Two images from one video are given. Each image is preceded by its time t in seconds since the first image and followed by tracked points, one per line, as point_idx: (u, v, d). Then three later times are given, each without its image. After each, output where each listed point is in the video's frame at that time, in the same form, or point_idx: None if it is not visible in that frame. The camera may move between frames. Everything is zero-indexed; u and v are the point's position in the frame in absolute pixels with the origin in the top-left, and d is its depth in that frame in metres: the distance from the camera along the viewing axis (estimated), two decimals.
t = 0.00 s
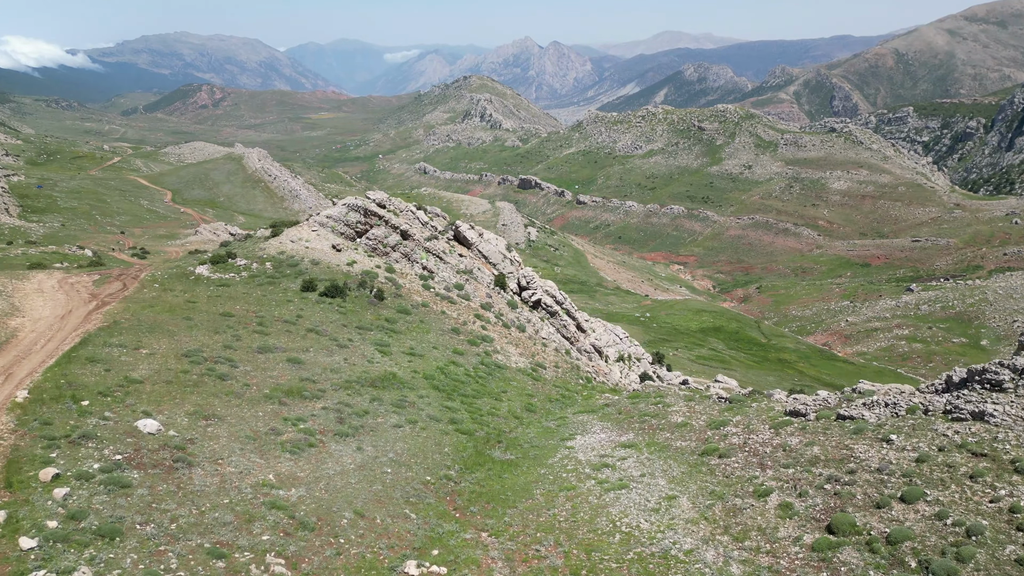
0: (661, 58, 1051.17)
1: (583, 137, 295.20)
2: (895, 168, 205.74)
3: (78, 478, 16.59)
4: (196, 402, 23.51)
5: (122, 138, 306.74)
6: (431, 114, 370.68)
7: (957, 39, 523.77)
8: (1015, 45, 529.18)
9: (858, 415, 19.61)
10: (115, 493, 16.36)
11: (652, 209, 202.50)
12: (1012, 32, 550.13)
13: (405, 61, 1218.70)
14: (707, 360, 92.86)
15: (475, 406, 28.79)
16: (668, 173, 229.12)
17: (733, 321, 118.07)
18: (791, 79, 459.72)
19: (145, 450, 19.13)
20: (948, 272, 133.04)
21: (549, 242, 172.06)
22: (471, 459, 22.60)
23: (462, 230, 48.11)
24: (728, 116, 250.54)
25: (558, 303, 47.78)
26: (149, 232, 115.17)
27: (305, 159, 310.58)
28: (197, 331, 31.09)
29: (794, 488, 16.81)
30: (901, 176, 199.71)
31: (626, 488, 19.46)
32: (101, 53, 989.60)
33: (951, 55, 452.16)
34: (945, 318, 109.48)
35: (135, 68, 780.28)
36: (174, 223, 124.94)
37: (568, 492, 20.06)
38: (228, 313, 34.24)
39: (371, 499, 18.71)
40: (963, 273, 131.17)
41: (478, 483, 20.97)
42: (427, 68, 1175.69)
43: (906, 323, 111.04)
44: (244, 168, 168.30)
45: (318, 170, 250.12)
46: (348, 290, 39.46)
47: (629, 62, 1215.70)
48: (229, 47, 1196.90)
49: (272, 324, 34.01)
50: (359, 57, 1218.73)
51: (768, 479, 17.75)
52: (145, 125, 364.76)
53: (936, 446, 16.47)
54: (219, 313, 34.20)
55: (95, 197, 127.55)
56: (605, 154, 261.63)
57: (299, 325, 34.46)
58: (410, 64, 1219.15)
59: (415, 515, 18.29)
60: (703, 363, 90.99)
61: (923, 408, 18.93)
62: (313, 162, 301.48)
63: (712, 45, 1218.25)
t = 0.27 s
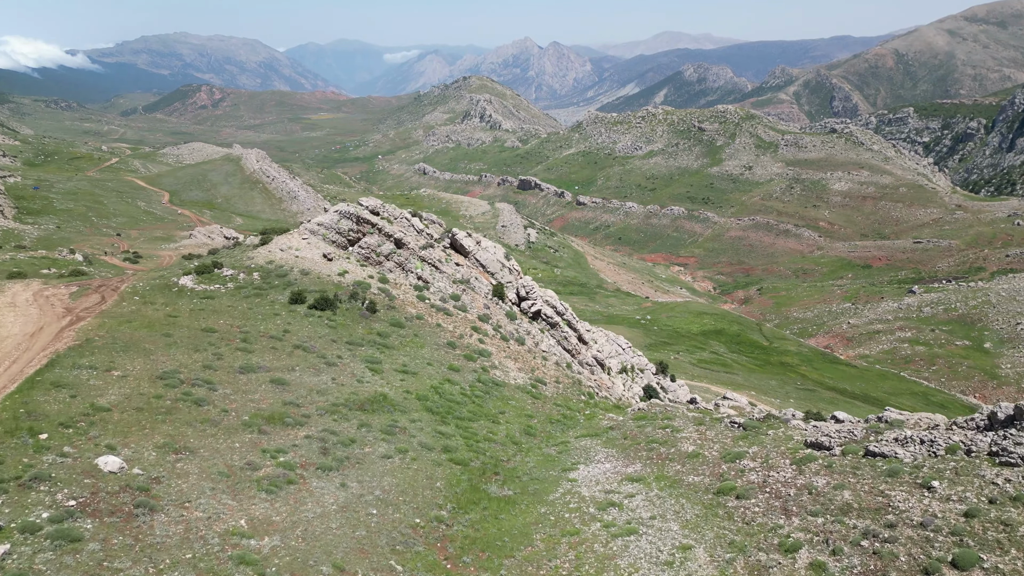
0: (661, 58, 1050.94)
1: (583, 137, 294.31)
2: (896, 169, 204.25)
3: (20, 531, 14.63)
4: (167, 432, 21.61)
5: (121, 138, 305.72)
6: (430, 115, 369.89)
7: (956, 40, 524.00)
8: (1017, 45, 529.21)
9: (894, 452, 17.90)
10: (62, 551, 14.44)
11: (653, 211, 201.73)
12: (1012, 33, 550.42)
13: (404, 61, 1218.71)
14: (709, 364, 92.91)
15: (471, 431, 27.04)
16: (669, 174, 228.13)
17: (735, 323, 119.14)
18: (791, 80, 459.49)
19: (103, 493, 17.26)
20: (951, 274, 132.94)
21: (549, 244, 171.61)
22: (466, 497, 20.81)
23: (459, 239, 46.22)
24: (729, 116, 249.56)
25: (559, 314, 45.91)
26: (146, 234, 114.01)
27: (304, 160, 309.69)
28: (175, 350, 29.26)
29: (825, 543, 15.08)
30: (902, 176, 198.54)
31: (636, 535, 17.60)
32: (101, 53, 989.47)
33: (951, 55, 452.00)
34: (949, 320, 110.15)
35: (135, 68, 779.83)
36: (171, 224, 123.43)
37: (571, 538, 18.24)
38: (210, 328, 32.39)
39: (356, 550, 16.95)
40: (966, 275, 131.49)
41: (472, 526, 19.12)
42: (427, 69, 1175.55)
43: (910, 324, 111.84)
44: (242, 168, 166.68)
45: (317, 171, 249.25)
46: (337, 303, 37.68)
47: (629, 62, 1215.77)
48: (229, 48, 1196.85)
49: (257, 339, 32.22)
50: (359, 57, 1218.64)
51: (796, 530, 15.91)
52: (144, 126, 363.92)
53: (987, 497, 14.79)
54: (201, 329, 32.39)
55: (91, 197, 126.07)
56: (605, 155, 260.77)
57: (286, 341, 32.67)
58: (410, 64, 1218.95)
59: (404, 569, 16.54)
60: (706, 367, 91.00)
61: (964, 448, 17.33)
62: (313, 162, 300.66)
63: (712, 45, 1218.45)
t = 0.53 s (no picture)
0: (660, 58, 1050.84)
1: (583, 137, 293.33)
2: (897, 170, 202.85)
3: None
4: (133, 469, 19.71)
5: (120, 139, 304.47)
6: (430, 115, 368.96)
7: (957, 40, 523.85)
8: (1017, 45, 529.01)
9: (937, 500, 16.21)
10: None
11: (653, 211, 200.82)
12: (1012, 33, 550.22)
13: (404, 61, 1218.62)
14: (711, 367, 95.36)
15: (466, 459, 25.26)
16: (669, 174, 226.98)
17: (736, 326, 118.29)
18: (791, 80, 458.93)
19: (52, 547, 15.31)
20: (953, 275, 131.28)
21: (548, 246, 170.52)
22: (460, 542, 19.03)
23: (456, 247, 44.35)
24: (729, 116, 248.53)
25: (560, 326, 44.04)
26: (143, 236, 112.66)
27: (303, 160, 308.84)
28: (150, 371, 27.37)
29: None
30: (903, 177, 197.18)
31: None
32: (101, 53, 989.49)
33: (951, 55, 451.33)
34: (951, 322, 109.37)
35: (135, 69, 778.89)
36: (169, 226, 121.99)
37: None
38: (191, 346, 30.56)
39: None
40: (969, 276, 129.56)
41: None
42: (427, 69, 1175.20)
43: (912, 326, 111.01)
44: (240, 169, 165.09)
45: (316, 171, 248.22)
46: (327, 317, 35.85)
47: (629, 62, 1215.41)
48: (228, 47, 1196.65)
49: (241, 358, 30.42)
50: (359, 57, 1218.69)
51: None
52: (144, 126, 363.12)
53: None
54: (180, 346, 30.53)
55: (88, 199, 124.62)
56: (605, 155, 259.68)
57: (271, 359, 30.86)
58: (410, 64, 1218.65)
59: None
60: (708, 371, 93.44)
61: (1015, 496, 15.60)
62: (312, 162, 299.83)
63: (712, 45, 1218.45)
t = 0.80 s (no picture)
0: (660, 58, 1050.55)
1: (583, 138, 292.80)
2: (898, 171, 201.50)
3: None
4: (90, 516, 17.76)
5: (119, 140, 303.14)
6: (429, 115, 368.65)
7: (957, 40, 523.48)
8: (1017, 45, 529.18)
9: (988, 559, 14.47)
10: None
11: (653, 212, 200.03)
12: (1013, 32, 550.20)
13: (404, 61, 1218.85)
14: (713, 371, 94.22)
15: (460, 492, 23.43)
16: (669, 174, 226.22)
17: (738, 329, 116.75)
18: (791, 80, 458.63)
19: None
20: (955, 276, 129.75)
21: (548, 247, 169.17)
22: None
23: (452, 256, 42.46)
24: (730, 117, 247.53)
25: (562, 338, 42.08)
26: (140, 238, 111.13)
27: (302, 161, 308.09)
28: (122, 395, 25.52)
29: None
30: (905, 178, 196.13)
31: None
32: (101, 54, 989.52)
33: (951, 55, 451.27)
34: (954, 325, 108.62)
35: (134, 69, 777.90)
36: (166, 227, 120.43)
37: None
38: (168, 366, 28.69)
39: None
40: (972, 277, 127.79)
41: None
42: (426, 69, 1175.77)
43: (915, 329, 110.24)
44: (239, 170, 163.47)
45: (315, 172, 247.29)
46: (315, 332, 34.01)
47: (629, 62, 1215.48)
48: (228, 48, 1196.82)
49: (223, 379, 28.57)
50: (359, 57, 1218.70)
51: None
52: (142, 126, 362.60)
53: None
54: (157, 366, 28.66)
55: (85, 200, 123.08)
56: (605, 156, 258.96)
57: (254, 380, 29.01)
58: (410, 65, 1218.54)
59: None
60: (710, 375, 92.29)
61: None
62: (311, 163, 299.19)
63: (712, 45, 1218.78)
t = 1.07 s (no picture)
0: (660, 58, 1050.48)
1: (583, 138, 291.78)
2: (899, 171, 200.12)
3: None
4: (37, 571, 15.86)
5: (118, 140, 301.86)
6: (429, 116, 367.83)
7: (957, 40, 522.98)
8: (1016, 45, 529.48)
9: None
10: None
11: (654, 213, 198.93)
12: (1013, 32, 550.17)
13: (403, 61, 1218.70)
14: (714, 374, 92.40)
15: (454, 531, 21.60)
16: (670, 175, 225.30)
17: (740, 331, 115.06)
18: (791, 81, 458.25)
19: None
20: (957, 279, 128.34)
21: (548, 248, 167.77)
22: None
23: (448, 266, 40.56)
24: (730, 118, 246.59)
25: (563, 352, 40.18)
26: (136, 240, 109.50)
27: (301, 161, 307.06)
28: (90, 423, 23.67)
29: None
30: (906, 178, 195.21)
31: None
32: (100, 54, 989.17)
33: (951, 55, 450.92)
34: (957, 327, 107.23)
35: (134, 69, 777.81)
36: (163, 229, 118.75)
37: None
38: (143, 389, 26.86)
39: None
40: (974, 279, 126.27)
41: None
42: (426, 70, 1175.79)
43: (917, 331, 109.09)
44: (237, 171, 161.63)
45: (314, 172, 246.13)
46: (303, 348, 32.19)
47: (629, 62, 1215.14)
48: (228, 48, 1196.57)
49: (202, 402, 26.76)
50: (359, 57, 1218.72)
51: None
52: (141, 126, 361.54)
53: None
54: (131, 389, 26.82)
55: (82, 201, 121.46)
56: (605, 156, 258.02)
57: (236, 402, 27.19)
58: (410, 64, 1218.17)
59: None
60: (712, 379, 90.39)
61: None
62: (310, 163, 298.14)
63: (712, 45, 1218.49)
